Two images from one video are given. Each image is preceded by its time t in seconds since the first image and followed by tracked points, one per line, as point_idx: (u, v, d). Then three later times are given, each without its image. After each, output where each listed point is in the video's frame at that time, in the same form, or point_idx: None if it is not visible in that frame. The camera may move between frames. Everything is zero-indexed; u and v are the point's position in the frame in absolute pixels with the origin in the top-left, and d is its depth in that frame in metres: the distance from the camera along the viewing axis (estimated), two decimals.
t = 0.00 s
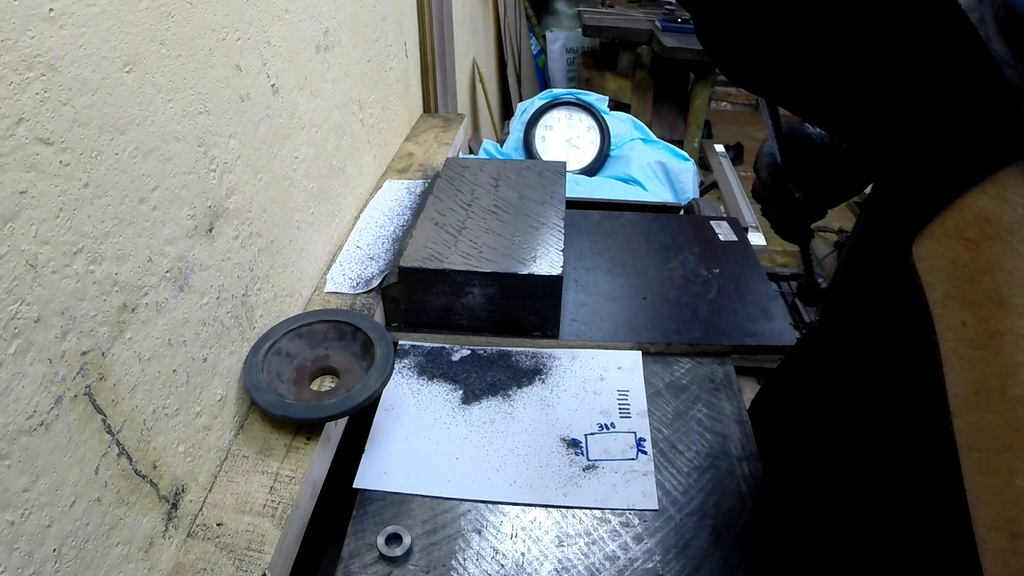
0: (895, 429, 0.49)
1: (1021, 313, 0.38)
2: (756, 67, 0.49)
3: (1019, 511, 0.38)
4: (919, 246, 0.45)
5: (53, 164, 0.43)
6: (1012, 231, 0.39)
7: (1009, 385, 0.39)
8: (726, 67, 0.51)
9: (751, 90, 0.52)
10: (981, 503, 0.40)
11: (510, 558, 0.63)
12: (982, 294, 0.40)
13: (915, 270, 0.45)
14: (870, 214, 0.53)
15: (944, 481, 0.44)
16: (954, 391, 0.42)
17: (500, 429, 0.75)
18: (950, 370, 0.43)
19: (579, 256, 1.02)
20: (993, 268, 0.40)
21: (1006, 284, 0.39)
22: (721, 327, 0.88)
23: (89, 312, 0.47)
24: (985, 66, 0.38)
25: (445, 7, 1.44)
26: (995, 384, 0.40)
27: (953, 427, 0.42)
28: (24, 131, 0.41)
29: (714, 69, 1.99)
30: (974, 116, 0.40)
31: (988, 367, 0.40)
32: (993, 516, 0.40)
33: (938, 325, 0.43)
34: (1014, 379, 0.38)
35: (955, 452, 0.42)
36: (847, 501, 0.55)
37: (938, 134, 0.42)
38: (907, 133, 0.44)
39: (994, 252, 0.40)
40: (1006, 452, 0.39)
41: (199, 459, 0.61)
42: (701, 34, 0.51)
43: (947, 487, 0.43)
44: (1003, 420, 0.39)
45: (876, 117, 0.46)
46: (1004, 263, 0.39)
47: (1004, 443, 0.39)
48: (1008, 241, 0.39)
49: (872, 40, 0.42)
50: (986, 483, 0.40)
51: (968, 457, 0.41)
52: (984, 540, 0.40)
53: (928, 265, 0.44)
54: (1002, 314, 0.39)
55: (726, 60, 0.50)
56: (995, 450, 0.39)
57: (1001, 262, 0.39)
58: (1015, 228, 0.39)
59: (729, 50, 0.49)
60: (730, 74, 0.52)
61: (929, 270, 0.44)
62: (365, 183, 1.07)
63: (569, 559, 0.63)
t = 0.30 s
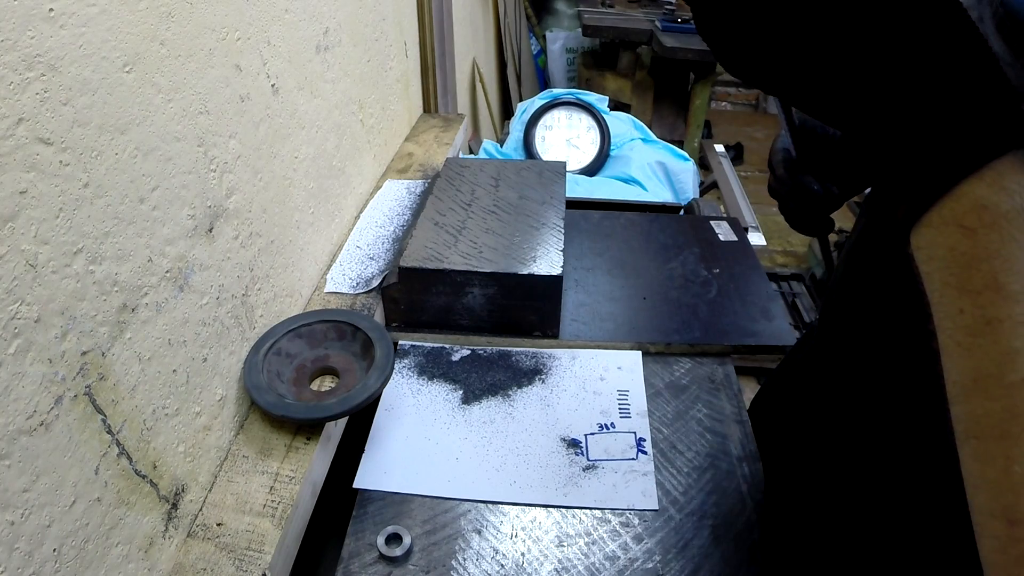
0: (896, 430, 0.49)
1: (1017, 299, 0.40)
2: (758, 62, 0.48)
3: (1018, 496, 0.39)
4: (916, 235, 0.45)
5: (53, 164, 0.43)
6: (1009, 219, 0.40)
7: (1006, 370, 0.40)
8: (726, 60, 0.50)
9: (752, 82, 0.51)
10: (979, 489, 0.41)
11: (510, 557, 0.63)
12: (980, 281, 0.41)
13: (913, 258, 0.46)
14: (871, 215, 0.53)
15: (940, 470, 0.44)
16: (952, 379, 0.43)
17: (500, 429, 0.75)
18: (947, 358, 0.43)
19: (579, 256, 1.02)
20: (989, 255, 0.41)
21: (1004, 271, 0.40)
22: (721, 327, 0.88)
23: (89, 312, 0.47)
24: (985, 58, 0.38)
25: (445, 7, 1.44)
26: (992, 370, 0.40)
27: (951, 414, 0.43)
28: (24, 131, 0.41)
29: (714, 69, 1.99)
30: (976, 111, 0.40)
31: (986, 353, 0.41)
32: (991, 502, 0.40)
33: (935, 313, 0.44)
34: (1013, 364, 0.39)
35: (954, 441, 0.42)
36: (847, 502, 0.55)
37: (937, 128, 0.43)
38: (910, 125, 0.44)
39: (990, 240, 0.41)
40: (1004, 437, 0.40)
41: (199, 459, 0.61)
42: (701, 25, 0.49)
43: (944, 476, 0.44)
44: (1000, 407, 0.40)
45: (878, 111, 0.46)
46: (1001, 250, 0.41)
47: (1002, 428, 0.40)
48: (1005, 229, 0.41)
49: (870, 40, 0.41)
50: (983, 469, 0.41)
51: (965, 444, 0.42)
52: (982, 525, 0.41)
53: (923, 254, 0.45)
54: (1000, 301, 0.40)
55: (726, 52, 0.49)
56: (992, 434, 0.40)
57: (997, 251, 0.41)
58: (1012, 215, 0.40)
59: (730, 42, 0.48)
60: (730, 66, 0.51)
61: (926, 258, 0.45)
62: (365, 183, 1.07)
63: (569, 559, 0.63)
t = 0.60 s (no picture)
0: (897, 430, 0.49)
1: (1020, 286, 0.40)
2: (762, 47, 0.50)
3: (1018, 482, 0.39)
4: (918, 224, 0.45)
5: (53, 164, 0.43)
6: (1011, 207, 0.40)
7: (1009, 356, 0.40)
8: (734, 45, 0.52)
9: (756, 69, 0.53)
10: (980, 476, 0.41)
11: (510, 558, 0.63)
12: (984, 268, 0.41)
13: (914, 247, 0.46)
14: (872, 215, 0.53)
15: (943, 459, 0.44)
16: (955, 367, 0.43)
17: (499, 429, 0.75)
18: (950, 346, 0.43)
19: (579, 256, 1.02)
20: (992, 243, 0.41)
21: (1006, 259, 0.40)
22: (721, 327, 0.88)
23: (89, 312, 0.47)
24: (988, 53, 0.39)
25: (445, 7, 1.44)
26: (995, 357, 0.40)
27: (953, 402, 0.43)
28: (24, 131, 0.41)
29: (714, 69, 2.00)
30: (975, 106, 0.40)
31: (989, 341, 0.41)
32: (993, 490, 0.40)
33: (938, 301, 0.44)
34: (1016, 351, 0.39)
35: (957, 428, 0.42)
36: (848, 502, 0.55)
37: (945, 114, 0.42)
38: (903, 121, 0.45)
39: (993, 228, 0.41)
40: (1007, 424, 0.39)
41: (199, 459, 0.61)
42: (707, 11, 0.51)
43: (947, 464, 0.44)
44: (1001, 392, 0.40)
45: (876, 105, 0.46)
46: (1004, 238, 0.41)
47: (1005, 415, 0.40)
48: (1008, 217, 0.41)
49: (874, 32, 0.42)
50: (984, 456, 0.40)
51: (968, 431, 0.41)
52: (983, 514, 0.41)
53: (926, 243, 0.45)
54: (1002, 287, 0.41)
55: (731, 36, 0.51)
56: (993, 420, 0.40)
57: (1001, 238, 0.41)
58: (1015, 204, 0.40)
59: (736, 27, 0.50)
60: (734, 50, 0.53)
61: (929, 247, 0.45)
62: (365, 183, 1.07)
63: (569, 559, 0.63)
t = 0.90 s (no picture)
0: (901, 432, 0.49)
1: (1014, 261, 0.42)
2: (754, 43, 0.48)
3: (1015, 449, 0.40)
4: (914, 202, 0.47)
5: (53, 164, 0.43)
6: (1006, 184, 0.42)
7: (1006, 330, 0.41)
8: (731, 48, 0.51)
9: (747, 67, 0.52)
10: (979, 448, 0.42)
11: (510, 558, 0.63)
12: (978, 243, 0.43)
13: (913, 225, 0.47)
14: (873, 217, 0.53)
15: (942, 443, 0.45)
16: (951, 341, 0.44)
17: (499, 429, 0.75)
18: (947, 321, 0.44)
19: (579, 256, 1.02)
20: (987, 219, 0.43)
21: (1001, 234, 0.42)
22: (721, 327, 0.88)
23: (89, 312, 0.47)
24: (994, 44, 0.41)
25: (445, 7, 1.44)
26: (991, 330, 0.42)
27: (950, 375, 0.44)
28: (24, 131, 0.41)
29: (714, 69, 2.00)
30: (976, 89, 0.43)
31: (986, 315, 0.42)
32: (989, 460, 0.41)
33: (934, 276, 0.45)
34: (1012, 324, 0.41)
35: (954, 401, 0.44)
36: (849, 502, 0.55)
37: (950, 98, 0.44)
38: (903, 111, 0.46)
39: (989, 205, 0.43)
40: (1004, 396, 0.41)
41: (199, 459, 0.61)
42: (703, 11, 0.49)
43: (944, 447, 0.45)
44: (999, 367, 0.41)
45: (881, 100, 0.47)
46: (998, 214, 0.42)
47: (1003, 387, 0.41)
48: (1002, 194, 0.42)
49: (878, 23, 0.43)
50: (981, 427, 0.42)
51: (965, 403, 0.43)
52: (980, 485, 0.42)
53: (924, 219, 0.46)
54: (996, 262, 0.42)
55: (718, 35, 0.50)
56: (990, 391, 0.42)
57: (994, 215, 0.43)
58: (1008, 181, 0.42)
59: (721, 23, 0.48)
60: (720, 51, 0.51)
61: (926, 224, 0.46)
62: (365, 183, 1.07)
63: (569, 559, 0.63)
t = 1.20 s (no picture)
0: (901, 432, 0.49)
1: (1009, 255, 0.42)
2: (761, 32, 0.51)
3: (1013, 441, 0.40)
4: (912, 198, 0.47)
5: (53, 164, 0.43)
6: (999, 179, 0.43)
7: (1002, 326, 0.42)
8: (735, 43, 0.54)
9: (755, 56, 0.54)
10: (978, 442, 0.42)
11: (510, 557, 0.63)
12: (973, 238, 0.44)
13: (909, 221, 0.47)
14: (872, 221, 0.53)
15: (941, 439, 0.45)
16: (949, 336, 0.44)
17: (499, 429, 0.75)
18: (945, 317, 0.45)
19: (579, 256, 1.02)
20: (981, 214, 0.43)
21: (995, 229, 0.43)
22: (721, 327, 0.88)
23: (89, 312, 0.47)
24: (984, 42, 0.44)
25: (445, 7, 1.44)
26: (987, 324, 0.42)
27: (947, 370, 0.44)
28: (24, 131, 0.41)
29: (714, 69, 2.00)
30: (974, 87, 0.44)
31: (982, 309, 0.43)
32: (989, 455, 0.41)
33: (932, 272, 0.46)
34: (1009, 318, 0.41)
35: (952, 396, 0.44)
36: (849, 503, 0.55)
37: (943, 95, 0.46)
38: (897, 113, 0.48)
39: (983, 200, 0.43)
40: (1001, 388, 0.41)
41: (199, 459, 0.61)
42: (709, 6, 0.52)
43: (944, 442, 0.44)
44: (995, 360, 0.42)
45: (880, 97, 0.49)
46: (992, 209, 0.43)
47: (1000, 381, 0.41)
48: (996, 189, 0.43)
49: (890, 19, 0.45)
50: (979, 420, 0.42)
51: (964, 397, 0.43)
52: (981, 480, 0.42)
53: (919, 215, 0.47)
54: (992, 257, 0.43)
55: (726, 25, 0.52)
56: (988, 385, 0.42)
57: (989, 210, 0.43)
58: (1002, 175, 0.43)
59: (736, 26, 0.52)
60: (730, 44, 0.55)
61: (922, 220, 0.47)
62: (365, 183, 1.07)
63: (569, 559, 0.63)
